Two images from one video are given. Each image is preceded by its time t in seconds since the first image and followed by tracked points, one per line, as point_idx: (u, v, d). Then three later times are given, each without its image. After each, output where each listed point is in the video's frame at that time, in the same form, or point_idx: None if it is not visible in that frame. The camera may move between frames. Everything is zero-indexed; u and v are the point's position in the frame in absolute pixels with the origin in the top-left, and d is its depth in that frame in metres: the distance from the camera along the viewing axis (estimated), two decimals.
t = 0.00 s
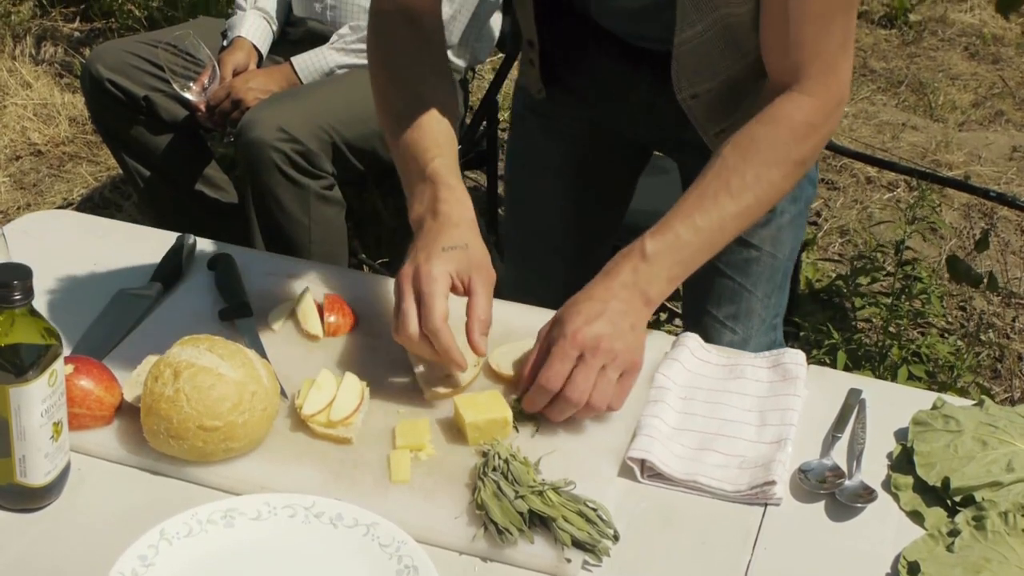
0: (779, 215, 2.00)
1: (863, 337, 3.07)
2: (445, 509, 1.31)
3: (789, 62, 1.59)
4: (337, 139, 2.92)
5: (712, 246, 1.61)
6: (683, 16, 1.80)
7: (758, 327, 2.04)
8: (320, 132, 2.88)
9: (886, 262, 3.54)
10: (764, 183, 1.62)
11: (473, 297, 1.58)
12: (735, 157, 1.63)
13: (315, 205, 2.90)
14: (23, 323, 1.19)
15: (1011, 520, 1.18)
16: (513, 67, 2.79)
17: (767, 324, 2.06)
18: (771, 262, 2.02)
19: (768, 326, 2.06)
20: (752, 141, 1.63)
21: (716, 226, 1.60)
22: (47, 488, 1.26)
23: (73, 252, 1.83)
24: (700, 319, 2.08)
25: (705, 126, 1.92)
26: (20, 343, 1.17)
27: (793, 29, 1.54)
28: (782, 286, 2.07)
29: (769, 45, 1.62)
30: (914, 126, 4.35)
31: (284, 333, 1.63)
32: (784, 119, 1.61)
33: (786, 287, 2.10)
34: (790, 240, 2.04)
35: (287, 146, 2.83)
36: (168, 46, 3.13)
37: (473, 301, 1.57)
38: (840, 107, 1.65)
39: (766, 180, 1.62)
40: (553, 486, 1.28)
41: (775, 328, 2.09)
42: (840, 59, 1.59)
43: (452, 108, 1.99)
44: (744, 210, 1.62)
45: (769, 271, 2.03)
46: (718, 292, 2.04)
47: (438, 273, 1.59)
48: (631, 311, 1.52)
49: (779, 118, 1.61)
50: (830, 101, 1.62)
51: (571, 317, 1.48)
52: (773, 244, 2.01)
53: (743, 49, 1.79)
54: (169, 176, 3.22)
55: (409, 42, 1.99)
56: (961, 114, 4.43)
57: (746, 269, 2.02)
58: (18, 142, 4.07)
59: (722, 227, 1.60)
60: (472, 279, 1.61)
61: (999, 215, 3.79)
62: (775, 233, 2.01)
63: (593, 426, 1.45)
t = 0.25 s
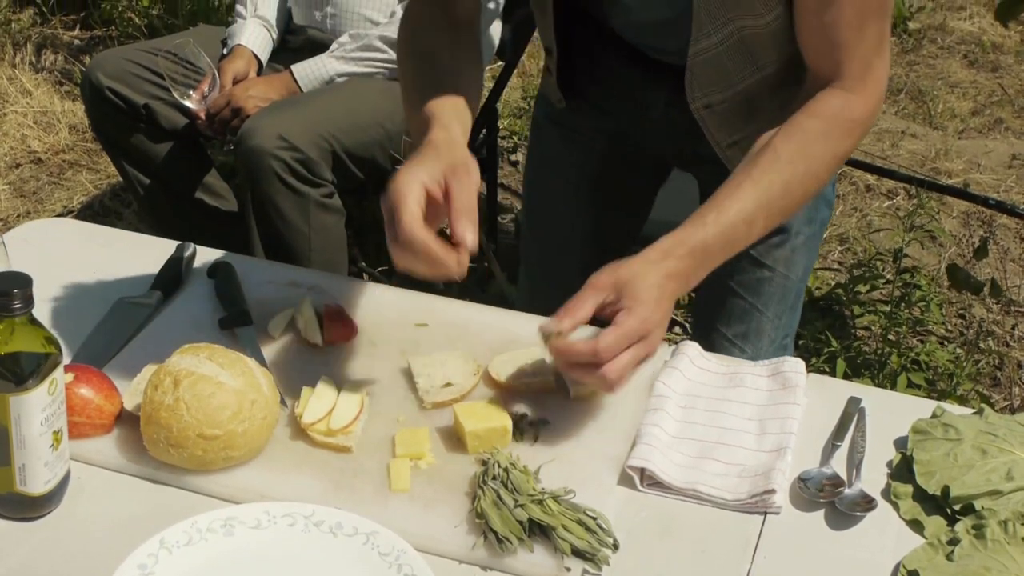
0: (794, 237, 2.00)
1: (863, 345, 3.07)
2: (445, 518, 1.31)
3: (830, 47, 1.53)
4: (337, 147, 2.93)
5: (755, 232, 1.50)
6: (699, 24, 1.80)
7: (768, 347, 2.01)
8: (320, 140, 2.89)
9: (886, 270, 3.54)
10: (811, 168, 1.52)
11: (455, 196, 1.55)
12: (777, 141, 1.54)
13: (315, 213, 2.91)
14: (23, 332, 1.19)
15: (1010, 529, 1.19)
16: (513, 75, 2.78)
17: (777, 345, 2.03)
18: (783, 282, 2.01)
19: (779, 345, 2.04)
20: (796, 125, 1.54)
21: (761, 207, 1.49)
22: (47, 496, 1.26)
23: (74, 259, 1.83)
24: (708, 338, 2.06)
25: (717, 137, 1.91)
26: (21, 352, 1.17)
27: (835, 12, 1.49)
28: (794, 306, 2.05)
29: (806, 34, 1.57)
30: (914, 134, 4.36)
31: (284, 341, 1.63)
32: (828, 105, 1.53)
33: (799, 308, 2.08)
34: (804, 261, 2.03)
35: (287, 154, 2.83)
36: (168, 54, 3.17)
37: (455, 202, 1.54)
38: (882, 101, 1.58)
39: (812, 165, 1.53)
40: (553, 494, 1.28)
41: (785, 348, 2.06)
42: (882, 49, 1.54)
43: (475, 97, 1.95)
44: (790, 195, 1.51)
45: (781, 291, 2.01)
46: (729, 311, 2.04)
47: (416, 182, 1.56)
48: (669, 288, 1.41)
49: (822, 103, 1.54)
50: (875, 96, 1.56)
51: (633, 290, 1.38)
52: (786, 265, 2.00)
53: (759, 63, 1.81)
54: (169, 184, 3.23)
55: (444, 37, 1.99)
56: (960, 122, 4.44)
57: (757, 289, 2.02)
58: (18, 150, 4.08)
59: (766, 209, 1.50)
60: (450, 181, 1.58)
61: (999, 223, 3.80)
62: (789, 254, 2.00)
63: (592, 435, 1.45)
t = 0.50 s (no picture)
0: (803, 258, 1.98)
1: (863, 355, 3.07)
2: (445, 528, 1.31)
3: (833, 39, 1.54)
4: (337, 157, 2.93)
5: (746, 203, 1.53)
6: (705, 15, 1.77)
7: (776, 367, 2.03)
8: (320, 150, 2.90)
9: (886, 279, 3.54)
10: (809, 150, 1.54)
11: (466, 179, 1.58)
12: (777, 121, 1.56)
13: (316, 223, 2.91)
14: (23, 342, 1.19)
15: (1012, 539, 1.19)
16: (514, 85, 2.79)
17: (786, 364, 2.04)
18: (791, 304, 2.00)
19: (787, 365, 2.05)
20: (798, 108, 1.56)
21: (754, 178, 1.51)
22: (47, 507, 1.26)
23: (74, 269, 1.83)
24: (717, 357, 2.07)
25: (717, 133, 1.88)
26: (21, 362, 1.17)
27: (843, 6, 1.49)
28: (803, 326, 2.05)
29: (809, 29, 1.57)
30: (914, 143, 4.36)
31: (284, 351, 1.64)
32: (830, 95, 1.56)
33: (809, 326, 2.08)
34: (814, 281, 2.01)
35: (288, 164, 2.84)
36: (168, 63, 3.21)
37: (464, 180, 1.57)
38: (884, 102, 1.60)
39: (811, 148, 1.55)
40: (553, 505, 1.28)
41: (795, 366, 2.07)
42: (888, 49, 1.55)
43: (480, 88, 1.95)
44: (785, 173, 1.54)
45: (790, 313, 2.01)
46: (737, 331, 2.04)
47: (429, 168, 1.60)
48: (635, 229, 1.43)
49: (826, 92, 1.56)
50: (877, 96, 1.57)
51: (599, 225, 1.40)
52: (795, 286, 1.99)
53: (762, 56, 1.77)
54: (170, 194, 3.24)
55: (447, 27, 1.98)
56: (960, 131, 4.45)
57: (765, 310, 2.01)
58: (18, 159, 4.09)
59: (760, 182, 1.52)
60: (461, 164, 1.61)
61: (999, 233, 3.80)
62: (798, 276, 1.99)
63: (592, 446, 1.45)
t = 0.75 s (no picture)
0: (794, 269, 1.96)
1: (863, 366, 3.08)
2: (445, 540, 1.31)
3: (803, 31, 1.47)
4: (338, 168, 2.94)
5: (702, 189, 1.48)
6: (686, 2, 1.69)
7: (768, 376, 2.03)
8: (320, 162, 2.90)
9: (886, 291, 3.55)
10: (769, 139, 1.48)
11: (404, 183, 1.60)
12: (741, 106, 1.51)
13: (316, 234, 2.92)
14: (23, 355, 1.19)
15: (1011, 551, 1.20)
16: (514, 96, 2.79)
17: (779, 373, 2.04)
18: (782, 313, 1.99)
19: (781, 373, 2.05)
20: (762, 98, 1.50)
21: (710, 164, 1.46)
22: (47, 519, 1.26)
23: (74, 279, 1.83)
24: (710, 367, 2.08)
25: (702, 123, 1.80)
26: (21, 375, 1.17)
27: None
28: (796, 335, 2.04)
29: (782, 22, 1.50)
30: (913, 154, 4.38)
31: (285, 363, 1.64)
32: (798, 85, 1.49)
33: (804, 334, 2.06)
34: (805, 290, 1.99)
35: (288, 175, 2.85)
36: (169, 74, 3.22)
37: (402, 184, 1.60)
38: (855, 98, 1.53)
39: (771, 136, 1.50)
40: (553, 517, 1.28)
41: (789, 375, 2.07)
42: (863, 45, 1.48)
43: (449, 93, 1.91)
44: (744, 160, 1.48)
45: (781, 322, 2.00)
46: (729, 342, 2.03)
47: (363, 168, 1.62)
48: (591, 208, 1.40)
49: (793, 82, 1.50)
50: (848, 91, 1.50)
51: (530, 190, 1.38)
52: (786, 296, 1.98)
53: (744, 49, 1.68)
54: (170, 205, 3.25)
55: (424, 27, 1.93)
56: (960, 142, 4.46)
57: (756, 320, 2.00)
58: (19, 171, 4.10)
59: (718, 167, 1.47)
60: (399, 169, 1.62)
61: (998, 244, 3.80)
62: (789, 286, 1.97)
63: (593, 458, 1.45)
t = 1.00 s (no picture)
0: (760, 271, 1.98)
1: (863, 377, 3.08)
2: (445, 553, 1.31)
3: (746, 37, 1.55)
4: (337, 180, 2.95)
5: (648, 187, 1.57)
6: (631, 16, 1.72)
7: (743, 379, 2.00)
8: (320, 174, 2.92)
9: (886, 302, 3.55)
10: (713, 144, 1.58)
11: (350, 191, 1.62)
12: (689, 108, 1.60)
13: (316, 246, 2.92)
14: (24, 367, 1.20)
15: (1010, 562, 1.21)
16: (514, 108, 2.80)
17: (754, 378, 2.02)
18: (753, 315, 1.99)
19: (756, 378, 2.02)
20: (706, 102, 1.59)
21: (654, 166, 1.56)
22: (47, 531, 1.26)
23: (74, 291, 1.84)
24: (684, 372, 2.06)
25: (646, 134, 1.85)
26: (21, 387, 1.17)
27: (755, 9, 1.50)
28: (769, 338, 2.03)
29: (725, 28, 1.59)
30: (913, 165, 4.39)
31: (285, 375, 1.64)
32: (739, 90, 1.58)
33: (776, 338, 2.05)
34: (773, 292, 2.00)
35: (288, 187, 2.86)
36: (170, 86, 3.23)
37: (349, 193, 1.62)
38: (798, 100, 1.62)
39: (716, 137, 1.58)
40: (553, 529, 1.28)
41: (765, 379, 2.05)
42: (804, 48, 1.57)
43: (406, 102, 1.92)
44: (688, 161, 1.58)
45: (752, 324, 1.99)
46: (703, 346, 2.02)
47: (310, 180, 1.62)
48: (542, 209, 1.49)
49: (737, 85, 1.58)
50: (790, 94, 1.59)
51: (494, 212, 1.45)
52: (755, 298, 1.98)
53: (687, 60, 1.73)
54: (171, 216, 3.25)
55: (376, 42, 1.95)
56: (959, 153, 4.47)
57: (726, 323, 2.00)
58: (19, 182, 4.10)
59: (663, 166, 1.56)
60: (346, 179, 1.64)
61: (998, 255, 3.80)
62: (757, 287, 1.98)
63: (593, 469, 1.45)
